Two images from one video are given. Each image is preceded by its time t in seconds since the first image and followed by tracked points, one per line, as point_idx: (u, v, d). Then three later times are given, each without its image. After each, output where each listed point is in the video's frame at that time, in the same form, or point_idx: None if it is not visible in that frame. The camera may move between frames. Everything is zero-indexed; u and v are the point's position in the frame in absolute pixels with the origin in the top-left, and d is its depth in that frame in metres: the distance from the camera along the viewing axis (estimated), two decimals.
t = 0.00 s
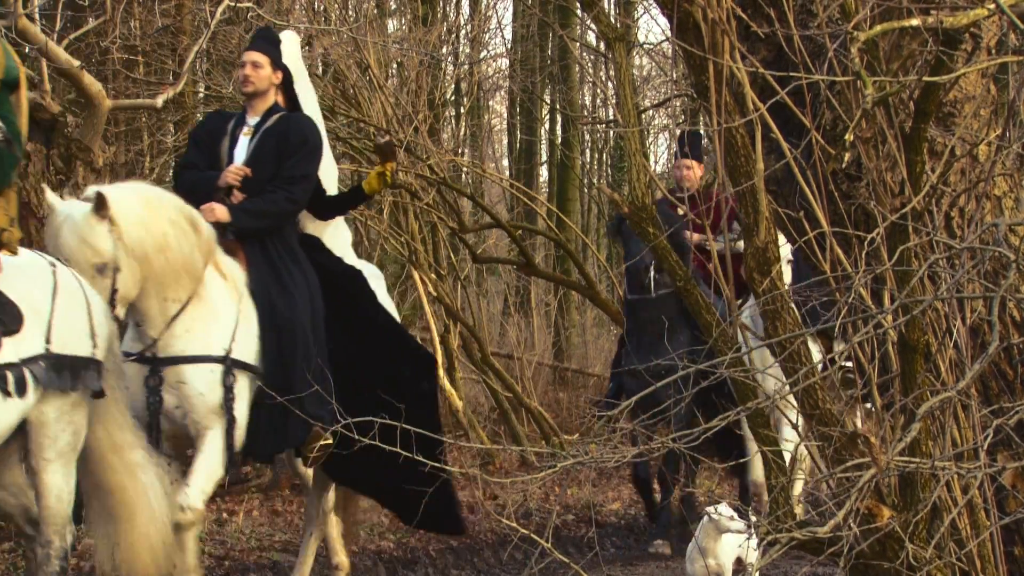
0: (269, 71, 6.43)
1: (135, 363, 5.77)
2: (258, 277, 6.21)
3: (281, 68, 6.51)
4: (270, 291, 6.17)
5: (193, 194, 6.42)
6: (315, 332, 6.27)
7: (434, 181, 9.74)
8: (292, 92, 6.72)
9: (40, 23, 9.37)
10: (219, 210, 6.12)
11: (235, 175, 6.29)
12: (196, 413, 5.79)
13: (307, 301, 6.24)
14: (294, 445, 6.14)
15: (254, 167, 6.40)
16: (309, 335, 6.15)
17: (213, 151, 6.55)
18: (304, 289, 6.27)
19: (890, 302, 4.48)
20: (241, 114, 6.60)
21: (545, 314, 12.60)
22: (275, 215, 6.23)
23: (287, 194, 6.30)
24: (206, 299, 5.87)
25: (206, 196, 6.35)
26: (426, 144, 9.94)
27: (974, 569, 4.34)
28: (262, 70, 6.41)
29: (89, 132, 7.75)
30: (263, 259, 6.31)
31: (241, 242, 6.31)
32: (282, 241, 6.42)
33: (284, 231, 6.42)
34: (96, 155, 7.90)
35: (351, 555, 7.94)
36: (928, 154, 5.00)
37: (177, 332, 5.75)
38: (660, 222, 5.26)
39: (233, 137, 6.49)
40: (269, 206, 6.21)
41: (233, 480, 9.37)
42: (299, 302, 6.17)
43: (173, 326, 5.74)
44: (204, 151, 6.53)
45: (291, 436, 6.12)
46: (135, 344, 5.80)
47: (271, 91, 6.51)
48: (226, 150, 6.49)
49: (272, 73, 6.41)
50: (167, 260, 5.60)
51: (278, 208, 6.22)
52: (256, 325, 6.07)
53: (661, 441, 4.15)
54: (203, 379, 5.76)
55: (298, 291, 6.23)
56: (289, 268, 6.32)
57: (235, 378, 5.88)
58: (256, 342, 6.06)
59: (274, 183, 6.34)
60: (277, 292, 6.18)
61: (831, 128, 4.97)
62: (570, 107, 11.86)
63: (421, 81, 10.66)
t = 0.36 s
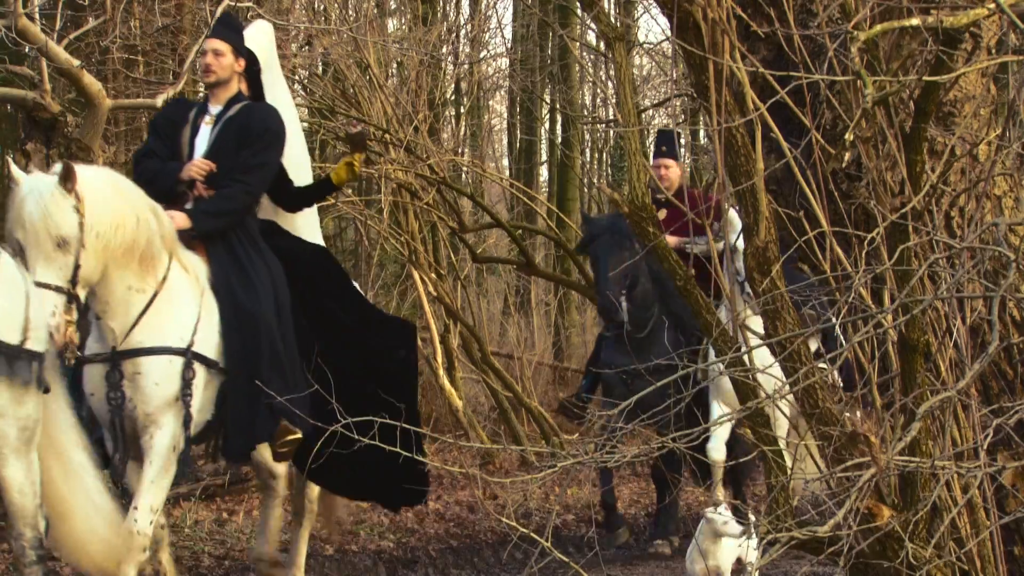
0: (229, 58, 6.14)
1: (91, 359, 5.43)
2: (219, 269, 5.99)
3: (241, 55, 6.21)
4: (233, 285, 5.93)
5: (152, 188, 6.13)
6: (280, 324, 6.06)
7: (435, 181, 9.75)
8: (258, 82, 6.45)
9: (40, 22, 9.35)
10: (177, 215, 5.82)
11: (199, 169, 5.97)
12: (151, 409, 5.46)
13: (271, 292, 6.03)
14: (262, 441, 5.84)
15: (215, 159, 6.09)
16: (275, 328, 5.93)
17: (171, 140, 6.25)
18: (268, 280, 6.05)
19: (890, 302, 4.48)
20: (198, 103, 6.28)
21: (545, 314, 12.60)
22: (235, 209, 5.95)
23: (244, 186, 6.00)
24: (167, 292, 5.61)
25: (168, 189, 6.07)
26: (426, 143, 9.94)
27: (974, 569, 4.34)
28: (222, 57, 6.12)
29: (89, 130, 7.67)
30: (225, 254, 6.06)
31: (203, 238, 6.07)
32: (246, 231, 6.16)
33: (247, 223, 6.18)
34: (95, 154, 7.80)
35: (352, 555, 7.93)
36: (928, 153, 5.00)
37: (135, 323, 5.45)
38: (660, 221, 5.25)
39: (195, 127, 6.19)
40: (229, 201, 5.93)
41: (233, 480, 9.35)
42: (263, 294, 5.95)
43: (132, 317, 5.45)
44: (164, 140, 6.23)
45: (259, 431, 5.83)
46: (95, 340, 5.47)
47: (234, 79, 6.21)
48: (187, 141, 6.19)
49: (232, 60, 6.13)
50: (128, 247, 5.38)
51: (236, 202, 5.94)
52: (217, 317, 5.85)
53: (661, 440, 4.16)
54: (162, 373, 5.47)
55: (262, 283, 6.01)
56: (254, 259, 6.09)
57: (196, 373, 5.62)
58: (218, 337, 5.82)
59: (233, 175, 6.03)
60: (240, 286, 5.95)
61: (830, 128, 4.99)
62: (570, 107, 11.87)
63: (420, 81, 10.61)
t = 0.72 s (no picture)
0: (188, 49, 5.88)
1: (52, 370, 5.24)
2: (178, 268, 5.75)
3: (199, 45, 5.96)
4: (194, 283, 5.73)
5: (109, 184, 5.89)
6: (245, 322, 5.85)
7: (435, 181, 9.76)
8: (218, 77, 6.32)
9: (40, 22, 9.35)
10: (132, 208, 5.62)
11: (156, 162, 5.75)
12: (121, 411, 5.33)
13: (234, 291, 5.80)
14: (230, 443, 5.64)
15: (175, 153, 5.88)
16: (241, 328, 5.74)
17: (127, 134, 5.97)
18: (230, 278, 5.82)
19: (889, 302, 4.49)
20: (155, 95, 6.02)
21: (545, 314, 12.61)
22: (192, 199, 5.74)
23: (201, 173, 5.80)
24: (128, 289, 5.45)
25: (125, 182, 5.82)
26: (426, 143, 9.95)
27: (974, 569, 4.34)
28: (179, 48, 5.86)
29: (89, 130, 7.70)
30: (186, 248, 5.83)
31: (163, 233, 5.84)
32: (206, 227, 5.91)
33: (207, 215, 5.91)
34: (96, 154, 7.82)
35: (352, 555, 7.94)
36: (927, 154, 5.00)
37: (99, 327, 5.30)
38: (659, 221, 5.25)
39: (151, 119, 5.94)
40: (187, 192, 5.73)
41: (233, 480, 9.35)
42: (227, 293, 5.74)
43: (96, 319, 5.30)
44: (119, 132, 5.96)
45: (226, 433, 5.63)
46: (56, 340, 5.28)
47: (191, 71, 5.97)
48: (144, 133, 5.94)
49: (190, 50, 5.87)
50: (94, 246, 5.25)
51: (194, 190, 5.74)
52: (177, 319, 5.64)
53: (661, 441, 4.16)
54: (129, 376, 5.33)
55: (225, 281, 5.79)
56: (215, 255, 5.85)
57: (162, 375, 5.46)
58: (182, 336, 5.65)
59: (189, 165, 5.83)
60: (201, 283, 5.74)
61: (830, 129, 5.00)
62: (571, 107, 11.87)
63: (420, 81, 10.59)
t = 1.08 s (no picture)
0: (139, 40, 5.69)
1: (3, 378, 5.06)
2: (137, 270, 5.55)
3: (152, 35, 5.75)
4: (152, 285, 5.53)
5: (63, 180, 5.68)
6: (205, 324, 5.60)
7: (434, 181, 9.75)
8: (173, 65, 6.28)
9: (40, 23, 9.34)
10: (81, 199, 5.42)
11: (112, 161, 5.54)
12: (87, 419, 5.22)
13: (194, 293, 5.58)
14: (187, 451, 5.42)
15: (127, 148, 5.68)
16: (200, 332, 5.50)
17: (81, 130, 5.81)
18: (190, 280, 5.59)
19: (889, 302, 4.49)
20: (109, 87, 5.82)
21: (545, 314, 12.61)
22: (147, 196, 5.54)
23: (156, 169, 5.60)
24: (84, 291, 5.26)
25: (79, 181, 5.61)
26: (425, 144, 9.95)
27: (974, 569, 4.35)
28: (131, 39, 5.68)
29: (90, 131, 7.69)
30: (145, 248, 5.63)
31: (120, 228, 5.64)
32: (166, 226, 5.70)
33: (166, 213, 5.73)
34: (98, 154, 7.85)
35: (352, 555, 7.94)
36: (927, 154, 5.00)
37: (53, 333, 5.13)
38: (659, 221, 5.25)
39: (104, 114, 5.75)
40: (143, 186, 5.53)
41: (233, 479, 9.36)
42: (184, 296, 5.51)
43: (50, 325, 5.13)
44: (72, 130, 5.79)
45: (182, 440, 5.41)
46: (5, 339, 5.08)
47: (144, 62, 5.80)
48: (97, 129, 5.76)
49: (141, 42, 5.68)
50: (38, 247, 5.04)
51: (150, 187, 5.54)
52: (136, 323, 5.44)
53: (661, 442, 4.16)
54: (88, 383, 5.18)
55: (183, 283, 5.56)
56: (174, 255, 5.63)
57: (122, 382, 5.28)
58: (143, 338, 5.45)
59: (147, 161, 5.64)
60: (159, 286, 5.54)
61: (829, 129, 5.01)
62: (570, 108, 11.87)
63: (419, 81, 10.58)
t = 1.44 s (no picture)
0: (93, 24, 5.36)
1: None
2: (86, 261, 5.28)
3: (106, 16, 5.40)
4: (101, 280, 5.26)
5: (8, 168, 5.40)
6: (155, 321, 5.32)
7: (434, 182, 9.74)
8: (136, 53, 5.87)
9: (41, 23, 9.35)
10: (32, 182, 5.13)
11: (61, 148, 5.26)
12: (29, 422, 4.97)
13: (145, 288, 5.31)
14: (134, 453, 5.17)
15: (79, 136, 5.38)
16: (149, 330, 5.23)
17: (31, 116, 5.52)
18: (141, 274, 5.32)
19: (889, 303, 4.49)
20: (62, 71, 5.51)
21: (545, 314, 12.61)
22: (101, 185, 5.25)
23: (113, 160, 5.31)
24: (28, 285, 5.01)
25: (27, 169, 5.31)
26: (425, 144, 9.96)
27: (974, 570, 4.35)
28: (84, 22, 5.34)
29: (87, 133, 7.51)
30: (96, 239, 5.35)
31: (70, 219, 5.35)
32: (117, 215, 5.42)
33: (119, 205, 5.44)
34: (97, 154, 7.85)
35: (352, 556, 7.93)
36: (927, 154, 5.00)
37: None
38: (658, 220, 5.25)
39: (56, 100, 5.45)
40: (95, 174, 5.24)
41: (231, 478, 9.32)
42: (134, 292, 5.24)
43: None
44: (23, 116, 5.50)
45: (129, 442, 5.16)
46: None
47: (98, 45, 5.46)
48: (49, 116, 5.46)
49: (96, 24, 5.35)
50: None
51: (105, 177, 5.25)
52: (83, 318, 5.18)
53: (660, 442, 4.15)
54: (30, 381, 4.93)
55: (133, 278, 5.28)
56: (125, 249, 5.34)
57: (67, 382, 5.03)
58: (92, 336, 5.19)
59: (101, 150, 5.35)
60: (108, 280, 5.27)
61: (829, 130, 5.02)
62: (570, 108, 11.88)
63: (419, 81, 10.57)
